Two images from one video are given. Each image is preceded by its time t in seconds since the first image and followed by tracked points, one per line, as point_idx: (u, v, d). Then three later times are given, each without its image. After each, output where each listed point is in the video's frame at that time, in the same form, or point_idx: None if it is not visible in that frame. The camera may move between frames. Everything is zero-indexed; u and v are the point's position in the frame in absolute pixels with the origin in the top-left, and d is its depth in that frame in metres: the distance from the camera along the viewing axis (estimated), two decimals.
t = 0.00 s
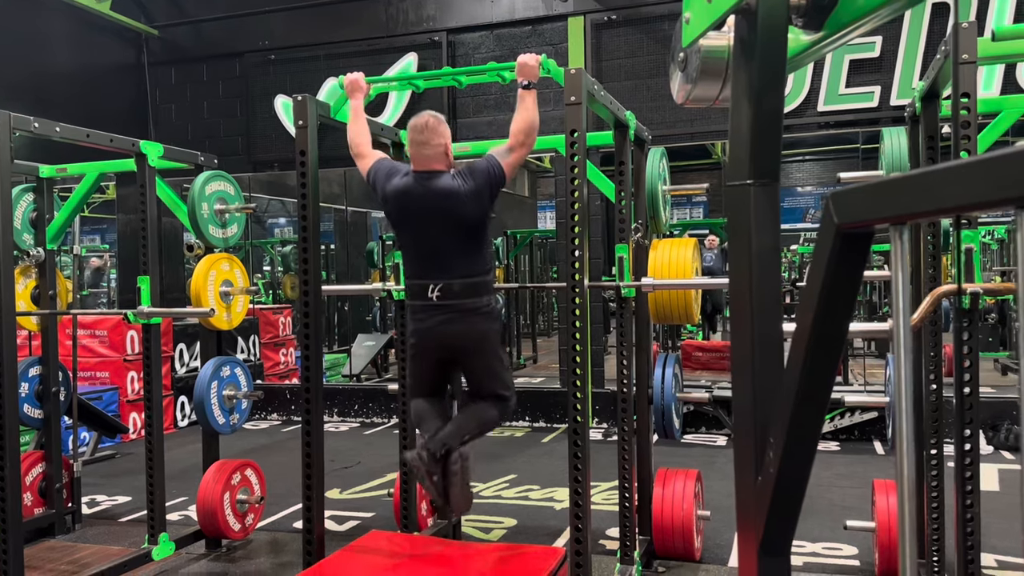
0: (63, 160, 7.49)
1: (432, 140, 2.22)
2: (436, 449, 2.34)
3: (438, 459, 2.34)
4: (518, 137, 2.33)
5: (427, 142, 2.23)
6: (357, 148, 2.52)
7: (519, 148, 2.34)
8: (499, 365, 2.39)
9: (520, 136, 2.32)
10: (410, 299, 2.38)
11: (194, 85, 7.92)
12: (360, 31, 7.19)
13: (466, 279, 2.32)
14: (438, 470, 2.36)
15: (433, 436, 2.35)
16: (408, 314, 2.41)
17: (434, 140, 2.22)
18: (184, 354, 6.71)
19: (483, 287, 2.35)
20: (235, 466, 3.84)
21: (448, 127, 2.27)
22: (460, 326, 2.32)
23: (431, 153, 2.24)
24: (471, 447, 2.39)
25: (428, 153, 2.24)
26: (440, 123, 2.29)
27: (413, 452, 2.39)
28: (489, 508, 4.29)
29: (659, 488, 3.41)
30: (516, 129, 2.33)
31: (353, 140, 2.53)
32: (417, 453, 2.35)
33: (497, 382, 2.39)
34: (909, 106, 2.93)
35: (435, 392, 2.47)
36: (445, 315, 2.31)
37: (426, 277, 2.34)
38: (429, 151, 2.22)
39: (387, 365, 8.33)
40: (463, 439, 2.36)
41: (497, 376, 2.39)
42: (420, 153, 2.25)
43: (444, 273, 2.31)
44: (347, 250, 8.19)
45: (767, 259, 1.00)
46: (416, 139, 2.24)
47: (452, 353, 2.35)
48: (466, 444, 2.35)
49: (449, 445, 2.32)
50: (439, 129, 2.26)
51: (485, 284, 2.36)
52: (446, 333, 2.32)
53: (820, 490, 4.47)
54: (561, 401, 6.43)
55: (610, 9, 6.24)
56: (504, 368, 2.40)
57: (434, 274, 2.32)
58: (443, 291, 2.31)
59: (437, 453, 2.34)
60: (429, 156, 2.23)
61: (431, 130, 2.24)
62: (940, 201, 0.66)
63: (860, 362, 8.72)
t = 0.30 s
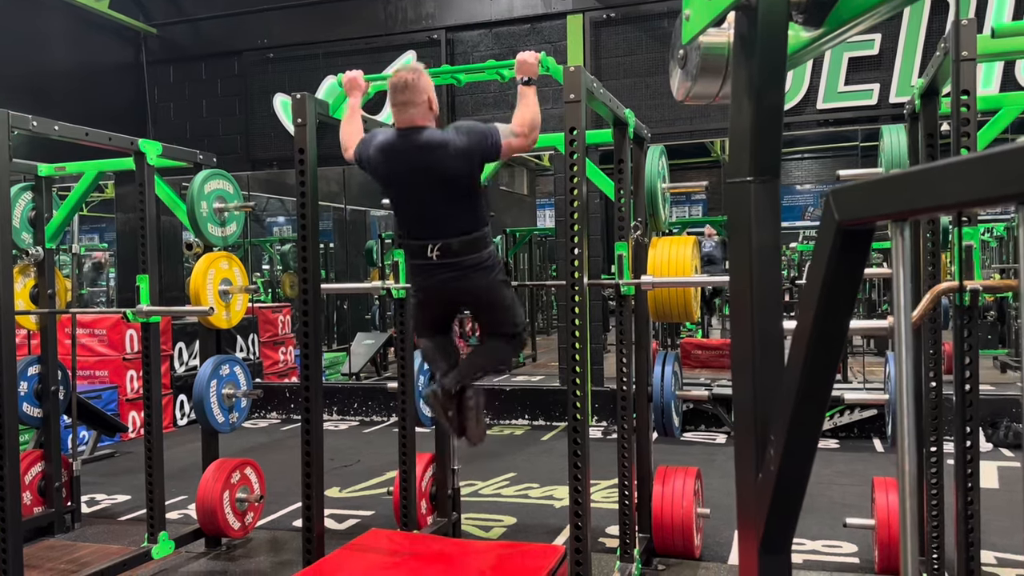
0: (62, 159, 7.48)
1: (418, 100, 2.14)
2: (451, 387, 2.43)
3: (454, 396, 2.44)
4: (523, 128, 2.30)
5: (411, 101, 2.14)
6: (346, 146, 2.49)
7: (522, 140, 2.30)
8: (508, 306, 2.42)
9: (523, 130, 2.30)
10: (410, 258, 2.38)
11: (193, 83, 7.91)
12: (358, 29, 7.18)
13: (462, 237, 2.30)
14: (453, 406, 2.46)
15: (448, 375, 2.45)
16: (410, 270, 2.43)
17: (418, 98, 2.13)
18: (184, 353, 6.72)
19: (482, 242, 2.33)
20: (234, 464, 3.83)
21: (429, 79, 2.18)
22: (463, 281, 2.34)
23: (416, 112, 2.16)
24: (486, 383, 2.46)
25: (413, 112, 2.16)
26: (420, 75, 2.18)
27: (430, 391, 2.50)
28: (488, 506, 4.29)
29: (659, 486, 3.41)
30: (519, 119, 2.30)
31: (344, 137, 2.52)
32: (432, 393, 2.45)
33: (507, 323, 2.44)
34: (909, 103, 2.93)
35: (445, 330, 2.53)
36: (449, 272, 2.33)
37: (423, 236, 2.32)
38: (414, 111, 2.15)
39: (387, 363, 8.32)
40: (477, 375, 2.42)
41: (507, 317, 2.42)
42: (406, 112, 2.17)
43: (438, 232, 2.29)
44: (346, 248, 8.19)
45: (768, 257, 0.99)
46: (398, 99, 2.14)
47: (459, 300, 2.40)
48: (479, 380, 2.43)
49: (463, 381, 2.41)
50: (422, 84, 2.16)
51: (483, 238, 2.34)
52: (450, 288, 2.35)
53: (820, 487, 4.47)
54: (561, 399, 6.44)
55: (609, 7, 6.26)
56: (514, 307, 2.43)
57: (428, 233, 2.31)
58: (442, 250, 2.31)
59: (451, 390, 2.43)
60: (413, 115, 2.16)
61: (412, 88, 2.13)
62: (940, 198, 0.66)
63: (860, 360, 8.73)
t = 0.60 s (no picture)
0: (60, 159, 7.48)
1: (420, 52, 2.21)
2: (458, 352, 2.45)
3: (462, 360, 2.45)
4: (522, 118, 2.24)
5: (414, 54, 2.21)
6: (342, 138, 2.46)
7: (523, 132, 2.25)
8: (510, 265, 2.41)
9: (522, 121, 2.24)
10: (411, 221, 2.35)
11: (191, 83, 7.90)
12: (357, 28, 7.18)
13: (464, 198, 2.27)
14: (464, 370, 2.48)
15: (456, 339, 2.47)
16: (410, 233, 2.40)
17: (420, 52, 2.21)
18: (183, 352, 6.73)
19: (483, 204, 2.31)
20: (234, 464, 3.83)
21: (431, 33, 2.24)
22: (465, 243, 2.32)
23: (418, 63, 2.22)
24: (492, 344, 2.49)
25: (417, 64, 2.22)
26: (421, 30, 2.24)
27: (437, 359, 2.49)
28: (488, 505, 4.30)
29: (659, 485, 3.41)
30: (520, 112, 2.24)
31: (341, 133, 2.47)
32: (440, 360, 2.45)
33: (510, 283, 2.42)
34: (908, 101, 2.93)
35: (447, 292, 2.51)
36: (450, 235, 2.31)
37: (425, 198, 2.29)
38: (416, 62, 2.21)
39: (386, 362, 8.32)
40: (482, 339, 2.46)
41: (509, 277, 2.41)
42: (410, 65, 2.24)
43: (441, 193, 2.26)
44: (345, 248, 8.18)
45: (768, 256, 0.99)
46: (401, 55, 2.22)
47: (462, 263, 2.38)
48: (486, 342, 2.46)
49: (470, 346, 2.44)
50: (425, 39, 2.24)
51: (483, 199, 2.30)
52: (452, 250, 2.33)
53: (819, 485, 4.47)
54: (561, 397, 6.44)
55: (608, 5, 6.26)
56: (516, 267, 2.42)
57: (431, 194, 2.28)
58: (443, 211, 2.28)
59: (459, 355, 2.45)
60: (417, 69, 2.22)
61: (414, 42, 2.20)
62: (940, 195, 0.66)
63: (859, 358, 8.73)
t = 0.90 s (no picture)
0: (59, 159, 7.47)
1: (426, 82, 2.18)
2: (449, 381, 2.34)
3: (452, 390, 2.35)
4: (524, 127, 2.29)
5: (420, 82, 2.18)
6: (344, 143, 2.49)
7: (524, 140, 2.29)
8: (508, 300, 2.38)
9: (526, 129, 2.29)
10: (410, 248, 2.34)
11: (190, 82, 7.90)
12: (355, 27, 7.17)
13: (464, 227, 2.27)
14: (453, 400, 2.37)
15: (448, 367, 2.37)
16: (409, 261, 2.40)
17: (427, 80, 2.18)
18: (183, 352, 6.73)
19: (483, 233, 2.30)
20: (233, 464, 3.83)
21: (439, 67, 2.23)
22: (461, 271, 2.29)
23: (424, 93, 2.19)
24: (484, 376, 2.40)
25: (422, 93, 2.19)
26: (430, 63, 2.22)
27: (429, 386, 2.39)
28: (488, 504, 4.30)
29: (658, 484, 3.41)
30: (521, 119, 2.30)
31: (342, 137, 2.51)
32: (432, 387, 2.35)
33: (507, 318, 2.39)
34: (906, 99, 2.92)
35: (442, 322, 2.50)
36: (448, 263, 2.29)
37: (426, 225, 2.29)
38: (422, 91, 2.18)
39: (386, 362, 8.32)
40: (475, 369, 2.36)
41: (505, 312, 2.37)
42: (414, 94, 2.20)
43: (443, 222, 2.26)
44: (344, 247, 8.18)
45: (765, 254, 0.99)
46: (407, 82, 2.19)
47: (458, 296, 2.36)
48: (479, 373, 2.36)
49: (462, 374, 2.33)
50: (432, 69, 2.21)
51: (484, 229, 2.31)
52: (448, 279, 2.31)
53: (818, 484, 4.48)
54: (560, 396, 6.44)
55: (607, 4, 6.25)
56: (512, 302, 2.39)
57: (432, 223, 2.28)
58: (444, 239, 2.28)
59: (449, 383, 2.34)
60: (421, 98, 2.19)
61: (422, 71, 2.18)
62: (938, 192, 0.66)
63: (859, 356, 8.74)
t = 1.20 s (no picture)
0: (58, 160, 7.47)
1: (431, 123, 2.27)
2: (439, 430, 2.45)
3: (442, 438, 2.45)
4: (517, 130, 2.31)
5: (426, 123, 2.27)
6: (347, 144, 2.52)
7: (518, 144, 2.32)
8: (501, 351, 2.42)
9: (519, 130, 2.31)
10: (407, 288, 2.42)
11: (189, 83, 7.89)
12: (354, 27, 7.17)
13: (462, 269, 2.35)
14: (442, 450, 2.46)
15: (440, 416, 2.44)
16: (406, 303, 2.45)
17: (434, 122, 2.27)
18: (183, 353, 6.73)
19: (480, 276, 2.38)
20: (233, 464, 3.82)
21: (447, 112, 2.31)
22: (455, 314, 2.36)
23: (430, 135, 2.27)
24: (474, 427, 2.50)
25: (427, 134, 2.27)
26: (438, 107, 2.32)
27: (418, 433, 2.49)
28: (488, 504, 4.30)
29: (658, 483, 3.41)
30: (516, 122, 2.32)
31: (343, 133, 2.53)
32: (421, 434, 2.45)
33: (498, 369, 2.42)
34: (905, 98, 2.92)
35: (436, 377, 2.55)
36: (442, 304, 2.36)
37: (425, 266, 2.37)
38: (427, 132, 2.26)
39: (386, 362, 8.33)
40: (465, 420, 2.45)
41: (497, 361, 2.41)
42: (419, 135, 2.29)
43: (441, 263, 2.34)
44: (343, 247, 8.19)
45: (764, 254, 0.99)
46: (415, 122, 2.28)
47: (452, 342, 2.41)
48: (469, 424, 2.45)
49: (452, 424, 2.43)
50: (438, 112, 2.30)
51: (482, 272, 2.38)
52: (443, 322, 2.37)
53: (818, 482, 4.48)
54: (559, 396, 6.44)
55: (606, 4, 6.24)
56: (505, 351, 2.42)
57: (431, 263, 2.36)
58: (439, 280, 2.35)
59: (439, 433, 2.44)
60: (426, 139, 2.28)
61: (430, 113, 2.27)
62: (935, 192, 0.66)
63: (859, 355, 8.74)
